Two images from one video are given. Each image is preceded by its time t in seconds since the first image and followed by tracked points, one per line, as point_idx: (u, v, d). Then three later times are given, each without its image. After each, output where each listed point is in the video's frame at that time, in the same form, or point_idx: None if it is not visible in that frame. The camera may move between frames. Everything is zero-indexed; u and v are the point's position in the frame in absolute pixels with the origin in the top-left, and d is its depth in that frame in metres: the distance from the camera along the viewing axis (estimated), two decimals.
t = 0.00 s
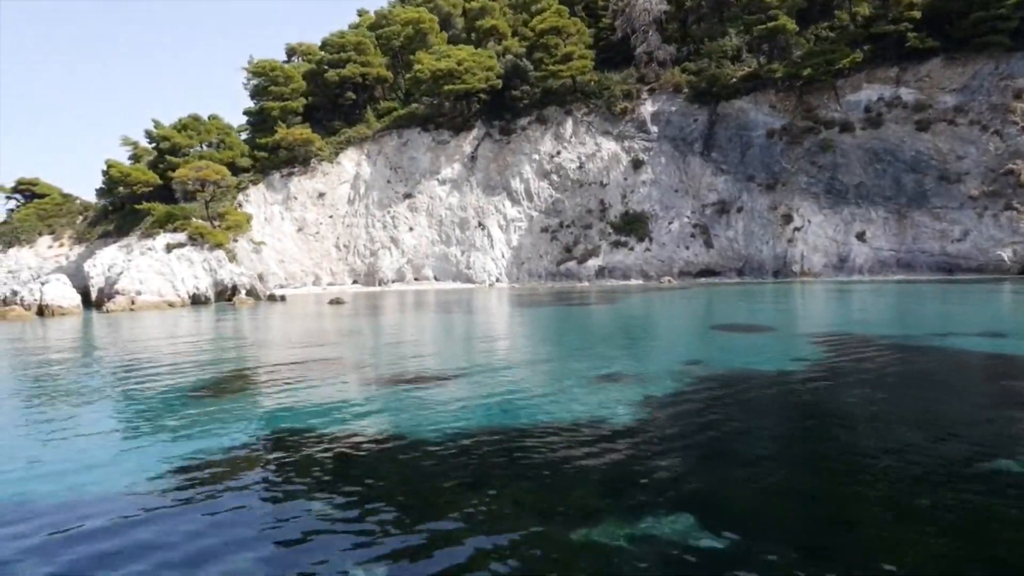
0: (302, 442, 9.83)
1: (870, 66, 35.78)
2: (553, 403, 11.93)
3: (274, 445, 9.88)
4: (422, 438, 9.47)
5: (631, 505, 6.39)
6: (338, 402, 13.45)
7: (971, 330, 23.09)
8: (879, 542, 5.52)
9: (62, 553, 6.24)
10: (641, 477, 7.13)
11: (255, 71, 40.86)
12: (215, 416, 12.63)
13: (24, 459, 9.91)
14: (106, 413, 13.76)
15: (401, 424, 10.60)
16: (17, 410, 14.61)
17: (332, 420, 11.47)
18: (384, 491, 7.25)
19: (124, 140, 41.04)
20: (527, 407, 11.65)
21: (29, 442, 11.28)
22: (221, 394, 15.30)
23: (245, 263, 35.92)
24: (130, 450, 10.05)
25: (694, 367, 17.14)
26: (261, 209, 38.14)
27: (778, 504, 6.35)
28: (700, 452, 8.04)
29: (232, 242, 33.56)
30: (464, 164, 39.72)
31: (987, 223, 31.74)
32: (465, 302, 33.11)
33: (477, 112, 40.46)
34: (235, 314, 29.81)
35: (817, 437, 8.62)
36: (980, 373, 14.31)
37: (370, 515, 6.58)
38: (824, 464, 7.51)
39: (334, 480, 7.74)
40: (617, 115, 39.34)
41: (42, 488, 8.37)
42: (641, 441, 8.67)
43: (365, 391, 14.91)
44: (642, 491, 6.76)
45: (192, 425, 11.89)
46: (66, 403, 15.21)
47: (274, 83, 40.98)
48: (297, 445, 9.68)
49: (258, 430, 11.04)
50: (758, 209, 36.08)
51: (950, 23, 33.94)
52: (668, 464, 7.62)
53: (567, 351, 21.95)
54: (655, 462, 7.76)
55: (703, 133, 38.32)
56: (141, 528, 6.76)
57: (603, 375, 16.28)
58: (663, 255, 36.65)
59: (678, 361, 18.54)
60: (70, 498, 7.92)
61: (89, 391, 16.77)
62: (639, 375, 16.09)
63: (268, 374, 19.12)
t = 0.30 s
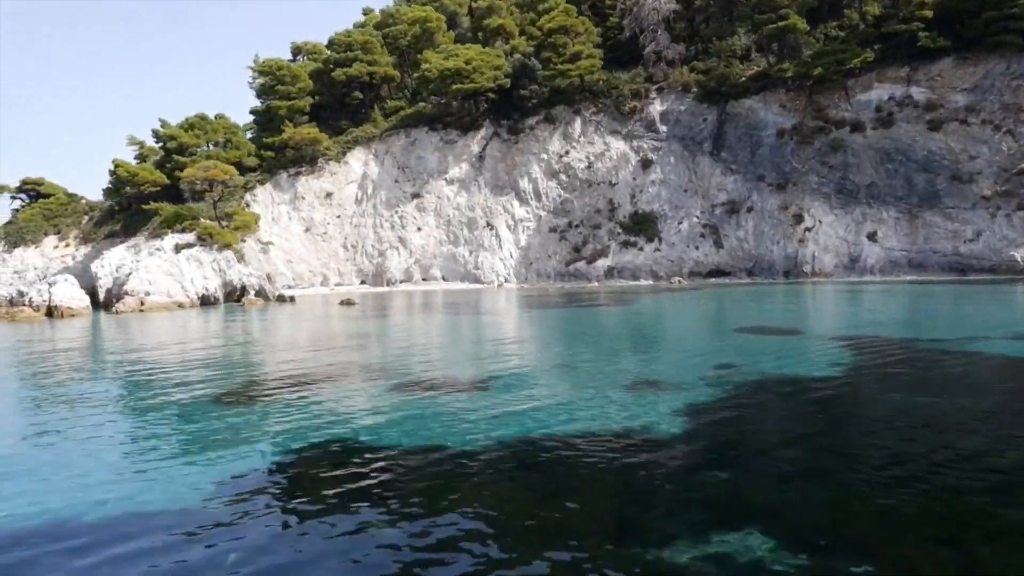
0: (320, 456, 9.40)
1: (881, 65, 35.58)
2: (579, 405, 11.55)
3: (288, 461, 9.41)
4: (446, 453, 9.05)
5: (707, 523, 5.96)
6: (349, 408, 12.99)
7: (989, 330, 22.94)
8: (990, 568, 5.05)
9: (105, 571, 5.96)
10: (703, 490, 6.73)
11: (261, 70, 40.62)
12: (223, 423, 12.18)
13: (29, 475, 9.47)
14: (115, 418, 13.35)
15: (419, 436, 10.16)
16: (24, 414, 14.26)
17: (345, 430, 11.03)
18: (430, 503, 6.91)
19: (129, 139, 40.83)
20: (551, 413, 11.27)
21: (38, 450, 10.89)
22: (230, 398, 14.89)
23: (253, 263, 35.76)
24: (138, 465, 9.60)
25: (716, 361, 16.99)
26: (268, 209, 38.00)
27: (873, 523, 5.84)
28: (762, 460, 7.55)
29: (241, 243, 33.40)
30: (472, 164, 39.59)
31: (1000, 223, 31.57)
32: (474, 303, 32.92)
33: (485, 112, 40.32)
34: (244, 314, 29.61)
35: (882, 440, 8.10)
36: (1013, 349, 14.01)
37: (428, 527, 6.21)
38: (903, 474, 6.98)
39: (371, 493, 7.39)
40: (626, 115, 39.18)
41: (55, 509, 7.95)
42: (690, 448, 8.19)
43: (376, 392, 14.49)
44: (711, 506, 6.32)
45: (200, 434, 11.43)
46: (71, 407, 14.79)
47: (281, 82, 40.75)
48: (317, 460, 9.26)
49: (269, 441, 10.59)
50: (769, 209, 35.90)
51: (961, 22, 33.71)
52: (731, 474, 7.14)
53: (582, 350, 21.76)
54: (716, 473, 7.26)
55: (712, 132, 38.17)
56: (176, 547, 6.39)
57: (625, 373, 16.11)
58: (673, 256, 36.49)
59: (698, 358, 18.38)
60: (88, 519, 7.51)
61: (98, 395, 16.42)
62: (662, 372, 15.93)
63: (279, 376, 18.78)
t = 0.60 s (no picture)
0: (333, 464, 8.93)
1: (894, 65, 35.27)
2: (608, 407, 11.16)
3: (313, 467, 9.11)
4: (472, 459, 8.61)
5: (788, 557, 5.62)
6: (358, 417, 12.49)
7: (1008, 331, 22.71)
8: None
9: None
10: (770, 515, 6.39)
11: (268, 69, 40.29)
12: (227, 431, 11.67)
13: (30, 484, 9.02)
14: (118, 425, 12.91)
15: (436, 442, 9.69)
16: (29, 419, 13.88)
17: (357, 437, 10.54)
18: (475, 518, 6.60)
19: (137, 140, 40.66)
20: (582, 412, 10.99)
21: (39, 458, 10.45)
22: (235, 404, 14.42)
23: (263, 265, 35.69)
24: (143, 475, 9.13)
25: (743, 360, 16.79)
26: (277, 210, 37.85)
27: (961, 558, 5.52)
28: (826, 482, 7.21)
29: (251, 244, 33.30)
30: (481, 164, 39.47)
31: (1015, 224, 31.30)
32: (484, 304, 32.78)
33: (494, 112, 40.18)
34: (256, 316, 29.45)
35: (945, 459, 7.72)
36: None
37: (481, 554, 5.87)
38: (983, 502, 6.63)
39: (409, 505, 7.06)
40: (636, 115, 38.98)
41: (59, 522, 7.51)
42: (742, 461, 7.85)
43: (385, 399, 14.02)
44: (786, 536, 6.00)
45: (212, 439, 11.03)
46: (72, 413, 14.34)
47: (289, 82, 40.45)
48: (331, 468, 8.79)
49: (277, 450, 10.11)
50: (781, 210, 35.72)
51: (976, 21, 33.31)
52: (795, 497, 6.78)
53: (600, 351, 21.61)
54: (778, 494, 6.93)
55: (723, 132, 37.96)
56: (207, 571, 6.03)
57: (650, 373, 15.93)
58: (684, 257, 36.32)
59: (721, 356, 18.22)
60: (95, 535, 7.07)
61: (104, 399, 16.04)
62: (688, 372, 15.74)
63: (293, 377, 18.49)
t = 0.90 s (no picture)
0: (334, 492, 8.39)
1: (905, 66, 34.92)
2: (630, 423, 10.71)
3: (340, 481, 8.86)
4: (490, 486, 8.15)
5: None
6: (381, 416, 12.27)
7: None
8: None
9: None
10: (827, 546, 6.09)
11: (274, 68, 39.86)
12: (240, 437, 11.34)
13: (18, 504, 8.49)
14: (120, 431, 12.49)
15: (443, 463, 9.14)
16: (24, 427, 13.41)
17: (357, 452, 9.98)
18: (512, 553, 6.23)
19: (143, 141, 40.52)
20: (610, 424, 10.75)
21: (29, 471, 9.93)
22: (232, 409, 13.86)
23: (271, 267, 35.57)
24: (130, 495, 8.55)
25: (767, 364, 16.59)
26: (284, 212, 37.59)
27: None
28: (895, 510, 6.79)
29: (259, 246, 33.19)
30: (489, 165, 39.41)
31: None
32: (492, 307, 32.66)
33: (502, 113, 40.15)
34: (264, 319, 29.29)
35: (995, 481, 7.42)
36: None
37: None
38: None
39: (439, 538, 6.65)
40: (645, 116, 38.79)
41: (58, 548, 7.08)
42: (792, 490, 7.45)
43: (386, 403, 13.46)
44: (861, 571, 5.60)
45: (234, 444, 10.82)
46: (62, 421, 13.79)
47: (294, 82, 40.05)
48: (332, 496, 8.24)
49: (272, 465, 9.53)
50: (791, 212, 35.55)
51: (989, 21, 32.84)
52: (843, 525, 6.51)
53: (618, 352, 21.48)
54: (849, 524, 6.52)
55: (732, 133, 37.75)
56: None
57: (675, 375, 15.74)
58: (693, 259, 36.18)
59: (743, 359, 18.07)
60: (96, 566, 6.64)
61: (109, 405, 15.67)
62: (713, 375, 15.54)
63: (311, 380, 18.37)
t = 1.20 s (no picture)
0: (368, 523, 8.15)
1: (918, 69, 34.72)
2: (669, 442, 10.55)
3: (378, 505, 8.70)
4: (535, 517, 7.97)
5: None
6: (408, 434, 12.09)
7: None
8: None
9: None
10: None
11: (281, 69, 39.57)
12: (269, 456, 11.17)
13: (40, 536, 8.21)
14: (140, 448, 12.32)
15: (485, 487, 8.98)
16: (30, 444, 13.07)
17: (393, 472, 9.81)
18: None
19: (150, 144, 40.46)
20: (647, 442, 10.59)
21: (44, 498, 9.63)
22: (248, 425, 13.63)
23: (280, 271, 35.45)
24: (168, 520, 8.39)
25: (792, 374, 16.44)
26: (293, 216, 37.66)
27: None
28: (964, 546, 6.63)
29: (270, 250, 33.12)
30: (499, 168, 39.31)
31: None
32: (503, 312, 32.46)
33: (512, 115, 40.06)
34: (275, 325, 29.11)
35: None
36: None
37: None
38: None
39: (498, 574, 6.48)
40: (655, 118, 38.61)
41: None
42: (851, 520, 7.27)
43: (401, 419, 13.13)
44: None
45: (263, 465, 10.65)
46: (68, 438, 13.43)
47: (302, 84, 39.82)
48: (370, 526, 8.04)
49: (289, 490, 9.22)
50: (803, 215, 35.38)
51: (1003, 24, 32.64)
52: (911, 561, 6.34)
53: (637, 358, 21.31)
54: (920, 559, 6.36)
55: (744, 136, 37.58)
56: None
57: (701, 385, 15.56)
58: (705, 262, 35.98)
59: (766, 368, 17.92)
60: None
61: (127, 414, 15.55)
62: (739, 384, 15.37)
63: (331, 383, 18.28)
